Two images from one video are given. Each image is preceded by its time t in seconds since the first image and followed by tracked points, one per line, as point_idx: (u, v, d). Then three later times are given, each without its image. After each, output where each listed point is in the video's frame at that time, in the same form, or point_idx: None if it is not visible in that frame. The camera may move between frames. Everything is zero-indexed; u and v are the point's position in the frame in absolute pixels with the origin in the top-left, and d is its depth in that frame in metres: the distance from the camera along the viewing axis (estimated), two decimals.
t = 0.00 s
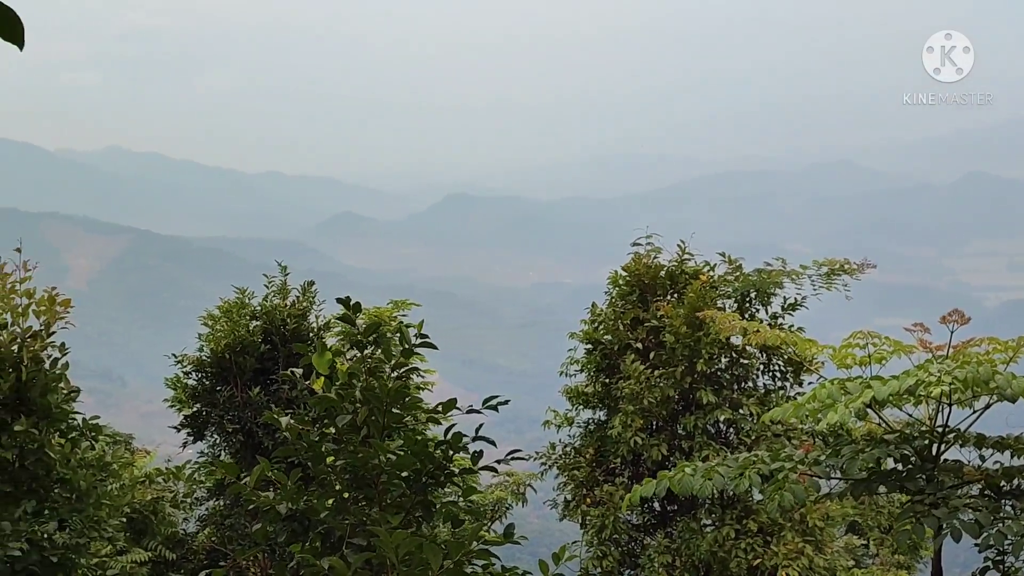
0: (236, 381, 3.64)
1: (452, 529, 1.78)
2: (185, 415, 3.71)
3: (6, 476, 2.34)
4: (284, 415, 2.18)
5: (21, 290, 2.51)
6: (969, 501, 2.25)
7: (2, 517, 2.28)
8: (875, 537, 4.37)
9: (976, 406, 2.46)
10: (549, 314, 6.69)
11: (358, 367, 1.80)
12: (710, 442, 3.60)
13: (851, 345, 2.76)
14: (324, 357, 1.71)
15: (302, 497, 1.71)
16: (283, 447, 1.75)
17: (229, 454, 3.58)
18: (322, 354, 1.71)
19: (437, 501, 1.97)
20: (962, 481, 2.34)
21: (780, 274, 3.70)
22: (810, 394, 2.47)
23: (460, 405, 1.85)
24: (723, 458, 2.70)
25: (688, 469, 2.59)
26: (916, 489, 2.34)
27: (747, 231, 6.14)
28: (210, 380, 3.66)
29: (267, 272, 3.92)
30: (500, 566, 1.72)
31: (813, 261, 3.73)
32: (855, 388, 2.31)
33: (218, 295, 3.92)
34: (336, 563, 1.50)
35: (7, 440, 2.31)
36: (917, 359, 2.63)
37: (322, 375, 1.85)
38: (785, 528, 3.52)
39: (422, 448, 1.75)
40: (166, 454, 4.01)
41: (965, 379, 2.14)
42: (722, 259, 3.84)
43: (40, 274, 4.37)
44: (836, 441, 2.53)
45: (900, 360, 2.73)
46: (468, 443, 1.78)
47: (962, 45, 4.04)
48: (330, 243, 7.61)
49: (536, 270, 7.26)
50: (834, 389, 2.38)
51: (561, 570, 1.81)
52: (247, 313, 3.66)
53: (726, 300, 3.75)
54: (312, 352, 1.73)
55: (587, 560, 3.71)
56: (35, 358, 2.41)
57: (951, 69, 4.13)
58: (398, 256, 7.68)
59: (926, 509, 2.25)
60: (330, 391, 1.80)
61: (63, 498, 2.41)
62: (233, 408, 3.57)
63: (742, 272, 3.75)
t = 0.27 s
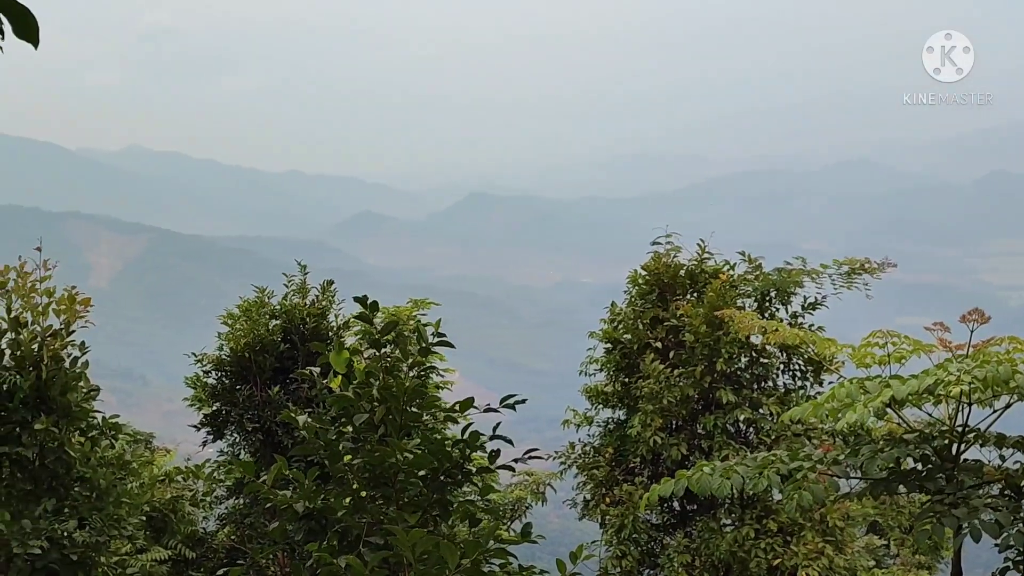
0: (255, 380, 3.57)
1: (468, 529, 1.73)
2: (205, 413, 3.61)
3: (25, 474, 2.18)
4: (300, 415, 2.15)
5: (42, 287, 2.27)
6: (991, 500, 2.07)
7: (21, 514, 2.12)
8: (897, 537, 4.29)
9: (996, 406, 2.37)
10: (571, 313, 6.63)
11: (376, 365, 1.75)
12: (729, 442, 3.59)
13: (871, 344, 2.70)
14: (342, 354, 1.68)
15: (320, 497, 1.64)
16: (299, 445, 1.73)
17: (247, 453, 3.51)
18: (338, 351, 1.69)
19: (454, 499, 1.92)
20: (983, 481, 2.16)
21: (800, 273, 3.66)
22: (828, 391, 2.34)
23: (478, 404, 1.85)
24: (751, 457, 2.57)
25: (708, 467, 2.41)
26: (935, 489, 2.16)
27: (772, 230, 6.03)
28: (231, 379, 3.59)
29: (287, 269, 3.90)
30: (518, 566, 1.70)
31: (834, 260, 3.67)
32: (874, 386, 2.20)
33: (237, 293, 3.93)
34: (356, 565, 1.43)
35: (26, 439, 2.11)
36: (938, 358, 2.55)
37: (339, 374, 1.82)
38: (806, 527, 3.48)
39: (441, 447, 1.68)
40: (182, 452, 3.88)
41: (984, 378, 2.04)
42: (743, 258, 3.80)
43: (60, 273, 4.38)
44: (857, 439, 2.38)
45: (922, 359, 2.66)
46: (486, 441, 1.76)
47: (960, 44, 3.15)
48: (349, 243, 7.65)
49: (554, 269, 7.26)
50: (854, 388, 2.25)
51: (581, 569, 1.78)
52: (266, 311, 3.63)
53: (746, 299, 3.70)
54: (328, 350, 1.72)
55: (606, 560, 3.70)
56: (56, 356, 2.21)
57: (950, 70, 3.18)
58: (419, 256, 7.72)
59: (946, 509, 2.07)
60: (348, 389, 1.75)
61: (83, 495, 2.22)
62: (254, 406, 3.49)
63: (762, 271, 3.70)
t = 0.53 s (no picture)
0: (273, 380, 3.57)
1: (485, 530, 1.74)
2: (224, 413, 3.69)
3: (44, 473, 2.20)
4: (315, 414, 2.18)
5: (61, 288, 2.28)
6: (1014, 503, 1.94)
7: (42, 514, 2.14)
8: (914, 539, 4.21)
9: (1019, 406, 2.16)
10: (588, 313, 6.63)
11: (392, 365, 1.79)
12: (747, 443, 3.44)
13: (889, 344, 2.53)
14: (358, 354, 1.73)
15: (337, 497, 1.68)
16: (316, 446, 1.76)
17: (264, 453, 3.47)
18: (356, 352, 1.73)
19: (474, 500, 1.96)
20: (1003, 483, 2.01)
21: (819, 274, 3.59)
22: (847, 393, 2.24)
23: (493, 405, 1.89)
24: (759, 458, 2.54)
25: (725, 469, 2.28)
26: (953, 490, 2.03)
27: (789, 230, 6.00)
28: (249, 380, 3.62)
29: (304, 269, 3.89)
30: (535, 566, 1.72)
31: (853, 261, 3.63)
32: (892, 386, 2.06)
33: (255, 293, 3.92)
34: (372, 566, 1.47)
35: (45, 440, 2.13)
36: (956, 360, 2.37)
37: (356, 374, 1.85)
38: (824, 529, 3.33)
39: (457, 447, 1.70)
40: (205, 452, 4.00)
41: (1005, 379, 1.89)
42: (761, 259, 3.71)
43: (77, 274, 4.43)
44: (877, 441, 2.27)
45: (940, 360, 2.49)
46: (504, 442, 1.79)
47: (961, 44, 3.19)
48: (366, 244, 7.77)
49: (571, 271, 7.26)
50: (871, 389, 2.15)
51: (594, 570, 1.83)
52: (284, 312, 3.62)
53: (764, 300, 3.63)
54: (346, 351, 1.75)
55: (623, 561, 3.58)
56: (75, 356, 2.23)
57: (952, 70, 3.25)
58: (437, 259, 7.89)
59: (964, 510, 1.96)
60: (365, 389, 1.80)
61: (103, 495, 2.25)
62: (271, 407, 3.46)
63: (781, 271, 3.62)
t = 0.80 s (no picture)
0: (291, 380, 3.66)
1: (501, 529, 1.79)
2: (242, 413, 3.73)
3: (63, 472, 2.24)
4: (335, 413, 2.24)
5: (80, 288, 2.34)
6: None
7: (61, 512, 2.18)
8: (931, 540, 4.18)
9: None
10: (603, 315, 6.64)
11: (409, 365, 1.84)
12: (763, 444, 3.45)
13: (904, 347, 2.39)
14: (375, 355, 1.78)
15: (353, 497, 1.74)
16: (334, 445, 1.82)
17: (284, 451, 3.60)
18: (372, 352, 1.79)
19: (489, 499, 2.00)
20: (1023, 486, 1.92)
21: (835, 276, 3.59)
22: (861, 394, 2.11)
23: (510, 405, 1.93)
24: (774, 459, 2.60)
25: (740, 471, 2.23)
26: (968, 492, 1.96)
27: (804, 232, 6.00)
28: (266, 380, 3.68)
29: (321, 271, 3.95)
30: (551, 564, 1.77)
31: (868, 262, 3.62)
32: (908, 388, 1.97)
33: (274, 294, 3.98)
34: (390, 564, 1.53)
35: (64, 438, 2.16)
36: (973, 363, 2.28)
37: (373, 374, 1.91)
38: (840, 530, 3.29)
39: (472, 446, 1.75)
40: (222, 451, 4.04)
41: None
42: (777, 260, 3.71)
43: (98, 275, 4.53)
44: (891, 442, 2.19)
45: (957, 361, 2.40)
46: (520, 442, 1.83)
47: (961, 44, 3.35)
48: (383, 246, 7.84)
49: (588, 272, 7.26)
50: (887, 391, 2.01)
51: (611, 571, 1.86)
52: (302, 312, 3.70)
53: (780, 302, 3.61)
54: (363, 351, 1.82)
55: (639, 562, 3.58)
56: (94, 356, 2.28)
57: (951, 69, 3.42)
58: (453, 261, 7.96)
59: (980, 512, 1.89)
60: (381, 389, 1.86)
61: (121, 493, 2.29)
62: (288, 407, 3.59)
63: (797, 273, 3.61)
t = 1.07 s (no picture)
0: (303, 380, 3.70)
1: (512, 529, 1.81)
2: (254, 412, 3.78)
3: (77, 471, 2.30)
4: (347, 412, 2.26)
5: (93, 287, 2.34)
6: None
7: (73, 510, 2.24)
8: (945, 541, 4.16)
9: None
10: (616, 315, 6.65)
11: (421, 365, 1.87)
12: (777, 445, 3.44)
13: (917, 348, 2.32)
14: (387, 354, 1.82)
15: (364, 496, 1.78)
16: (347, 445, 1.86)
17: (296, 451, 3.64)
18: (384, 352, 1.82)
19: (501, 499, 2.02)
20: None
21: (848, 276, 3.57)
22: (875, 394, 2.07)
23: (522, 406, 1.95)
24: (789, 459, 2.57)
25: (753, 471, 2.21)
26: (983, 494, 1.93)
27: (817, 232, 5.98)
28: (279, 379, 3.74)
29: (334, 270, 3.97)
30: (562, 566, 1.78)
31: (882, 262, 3.60)
32: (922, 388, 1.93)
33: (287, 293, 4.02)
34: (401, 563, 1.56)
35: (77, 437, 2.22)
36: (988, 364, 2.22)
37: (385, 374, 1.94)
38: (853, 531, 3.27)
39: (484, 446, 1.78)
40: (234, 451, 4.06)
41: None
42: (790, 260, 3.69)
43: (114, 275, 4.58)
44: (904, 442, 2.17)
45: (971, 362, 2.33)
46: (531, 443, 1.85)
47: (960, 43, 3.52)
48: (395, 246, 7.88)
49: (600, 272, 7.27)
50: (900, 391, 1.98)
51: (623, 571, 1.86)
52: (314, 312, 3.73)
53: (794, 302, 3.60)
54: (375, 351, 1.85)
55: (652, 562, 3.59)
56: (107, 355, 2.31)
57: (952, 69, 3.57)
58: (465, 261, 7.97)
59: (995, 513, 1.87)
60: (393, 388, 1.89)
61: (133, 493, 2.31)
62: (301, 406, 3.64)
63: (810, 273, 3.59)
